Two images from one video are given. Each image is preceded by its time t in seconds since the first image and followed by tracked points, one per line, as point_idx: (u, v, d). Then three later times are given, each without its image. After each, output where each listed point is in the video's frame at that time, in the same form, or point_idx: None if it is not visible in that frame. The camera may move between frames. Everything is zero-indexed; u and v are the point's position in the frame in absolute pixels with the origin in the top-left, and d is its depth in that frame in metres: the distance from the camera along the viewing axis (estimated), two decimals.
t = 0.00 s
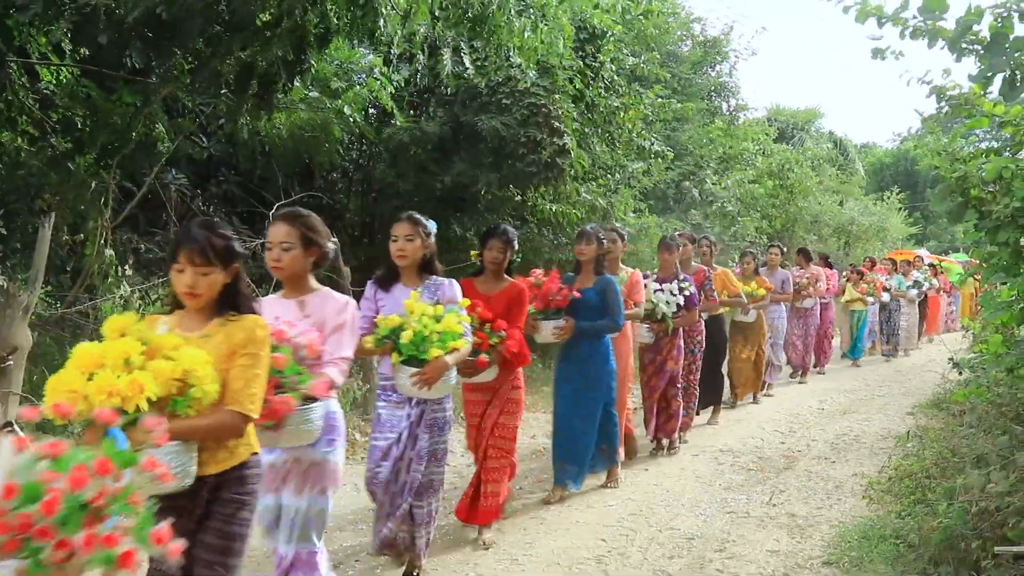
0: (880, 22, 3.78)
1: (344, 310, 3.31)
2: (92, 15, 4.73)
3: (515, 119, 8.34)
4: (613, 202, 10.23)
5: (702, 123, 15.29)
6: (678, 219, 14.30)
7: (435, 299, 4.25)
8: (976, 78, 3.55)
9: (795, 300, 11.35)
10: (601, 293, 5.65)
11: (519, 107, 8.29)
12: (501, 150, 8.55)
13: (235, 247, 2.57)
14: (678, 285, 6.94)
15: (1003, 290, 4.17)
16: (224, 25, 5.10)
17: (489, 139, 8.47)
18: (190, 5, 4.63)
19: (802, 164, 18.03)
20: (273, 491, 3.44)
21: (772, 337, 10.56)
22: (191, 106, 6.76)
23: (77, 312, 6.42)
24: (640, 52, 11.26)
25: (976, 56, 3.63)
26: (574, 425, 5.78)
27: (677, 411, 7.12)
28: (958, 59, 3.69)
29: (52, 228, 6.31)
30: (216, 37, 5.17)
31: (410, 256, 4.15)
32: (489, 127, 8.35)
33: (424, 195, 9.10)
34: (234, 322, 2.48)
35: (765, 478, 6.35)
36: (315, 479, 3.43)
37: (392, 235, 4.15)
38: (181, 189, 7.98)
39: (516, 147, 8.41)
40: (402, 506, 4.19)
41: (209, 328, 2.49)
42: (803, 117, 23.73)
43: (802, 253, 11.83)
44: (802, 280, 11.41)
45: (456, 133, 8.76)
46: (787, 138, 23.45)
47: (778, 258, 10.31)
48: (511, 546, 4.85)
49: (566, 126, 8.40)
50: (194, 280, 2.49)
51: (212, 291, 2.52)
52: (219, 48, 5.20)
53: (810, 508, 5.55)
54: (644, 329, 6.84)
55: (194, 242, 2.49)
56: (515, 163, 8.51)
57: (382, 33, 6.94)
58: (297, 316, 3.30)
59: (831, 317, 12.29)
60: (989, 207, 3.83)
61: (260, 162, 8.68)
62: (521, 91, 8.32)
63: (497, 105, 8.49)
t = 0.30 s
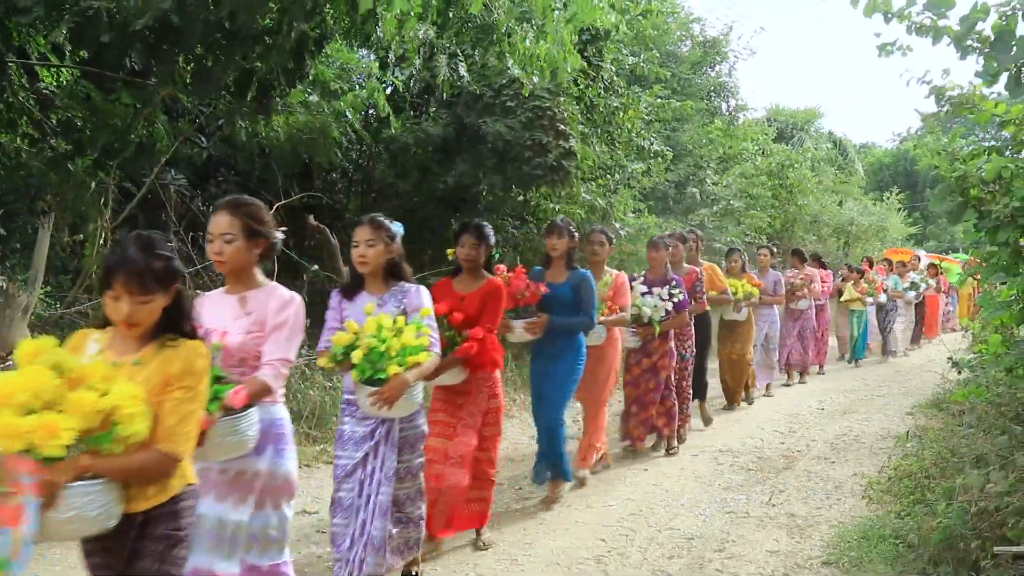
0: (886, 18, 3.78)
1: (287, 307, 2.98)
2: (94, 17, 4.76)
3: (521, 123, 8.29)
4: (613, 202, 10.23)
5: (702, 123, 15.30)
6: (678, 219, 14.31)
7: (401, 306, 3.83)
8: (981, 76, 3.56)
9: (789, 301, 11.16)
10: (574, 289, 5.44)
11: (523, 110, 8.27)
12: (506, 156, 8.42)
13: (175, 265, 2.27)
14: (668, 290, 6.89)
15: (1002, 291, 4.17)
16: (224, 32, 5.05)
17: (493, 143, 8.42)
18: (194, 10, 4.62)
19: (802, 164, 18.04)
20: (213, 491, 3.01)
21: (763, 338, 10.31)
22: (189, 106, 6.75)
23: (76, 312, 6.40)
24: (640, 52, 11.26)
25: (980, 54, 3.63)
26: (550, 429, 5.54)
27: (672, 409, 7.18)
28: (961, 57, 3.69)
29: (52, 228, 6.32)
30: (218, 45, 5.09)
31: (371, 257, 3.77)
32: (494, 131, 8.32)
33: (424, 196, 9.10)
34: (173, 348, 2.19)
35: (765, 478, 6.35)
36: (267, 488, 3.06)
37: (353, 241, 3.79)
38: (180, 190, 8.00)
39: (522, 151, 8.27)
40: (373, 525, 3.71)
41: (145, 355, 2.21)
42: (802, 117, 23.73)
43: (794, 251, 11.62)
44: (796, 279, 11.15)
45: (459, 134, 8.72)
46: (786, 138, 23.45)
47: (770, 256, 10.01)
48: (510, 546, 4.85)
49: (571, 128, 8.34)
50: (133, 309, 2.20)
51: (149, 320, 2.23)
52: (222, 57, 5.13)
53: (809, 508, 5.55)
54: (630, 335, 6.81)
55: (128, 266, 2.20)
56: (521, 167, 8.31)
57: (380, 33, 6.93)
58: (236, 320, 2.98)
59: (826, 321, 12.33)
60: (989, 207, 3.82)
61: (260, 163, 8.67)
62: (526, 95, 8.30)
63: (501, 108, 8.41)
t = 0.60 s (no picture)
0: (892, 15, 3.80)
1: (212, 313, 2.77)
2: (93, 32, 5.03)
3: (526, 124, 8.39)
4: (612, 203, 10.24)
5: (701, 123, 15.29)
6: (677, 219, 14.29)
7: (357, 302, 3.63)
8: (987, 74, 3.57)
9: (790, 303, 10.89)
10: (547, 296, 5.22)
11: (529, 113, 8.41)
12: (511, 157, 8.51)
13: (74, 249, 2.14)
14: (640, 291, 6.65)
15: (1002, 291, 4.17)
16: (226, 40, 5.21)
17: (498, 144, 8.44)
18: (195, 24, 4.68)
19: (801, 165, 18.03)
20: (129, 532, 2.71)
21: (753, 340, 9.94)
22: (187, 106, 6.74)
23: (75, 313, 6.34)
24: (640, 52, 11.26)
25: (984, 52, 3.64)
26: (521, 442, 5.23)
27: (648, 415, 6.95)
28: (967, 55, 3.70)
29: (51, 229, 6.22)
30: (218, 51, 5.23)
31: (325, 252, 3.56)
32: (500, 133, 8.36)
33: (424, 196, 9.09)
34: (78, 342, 2.09)
35: (764, 478, 6.36)
36: (193, 512, 2.79)
37: (304, 229, 3.58)
38: (180, 191, 7.97)
39: (528, 152, 8.38)
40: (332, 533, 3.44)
41: (48, 348, 2.10)
42: (802, 117, 23.72)
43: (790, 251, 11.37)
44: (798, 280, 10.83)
45: (462, 135, 8.73)
46: (785, 139, 23.43)
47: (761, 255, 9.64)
48: (509, 547, 4.85)
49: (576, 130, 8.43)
50: (20, 295, 2.08)
51: (44, 305, 2.10)
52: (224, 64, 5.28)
53: (808, 508, 5.54)
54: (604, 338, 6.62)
55: (13, 250, 2.05)
56: (528, 168, 8.47)
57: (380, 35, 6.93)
58: (156, 324, 2.74)
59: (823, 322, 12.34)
60: (988, 207, 3.82)
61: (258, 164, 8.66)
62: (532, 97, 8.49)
63: (505, 110, 8.53)
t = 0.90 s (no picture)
0: (897, 13, 3.80)
1: (139, 312, 2.70)
2: (99, 39, 5.00)
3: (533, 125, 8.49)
4: (611, 203, 10.25)
5: (700, 123, 15.30)
6: (677, 219, 14.29)
7: (312, 311, 3.30)
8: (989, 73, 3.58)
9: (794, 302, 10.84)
10: (513, 300, 4.86)
11: (534, 113, 8.55)
12: (517, 158, 8.62)
13: None
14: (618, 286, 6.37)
15: (1003, 291, 4.17)
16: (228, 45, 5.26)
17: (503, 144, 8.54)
18: (198, 27, 4.87)
19: (801, 165, 18.03)
20: (42, 538, 2.56)
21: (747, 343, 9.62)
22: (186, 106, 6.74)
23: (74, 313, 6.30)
24: (640, 53, 11.27)
25: (988, 51, 3.64)
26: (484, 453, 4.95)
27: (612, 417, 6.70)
28: (970, 53, 3.70)
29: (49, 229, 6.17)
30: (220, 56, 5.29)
31: (279, 257, 3.22)
32: (505, 133, 8.43)
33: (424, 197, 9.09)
34: None
35: (763, 478, 6.36)
36: (118, 521, 2.65)
37: (257, 234, 3.24)
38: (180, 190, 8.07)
39: (533, 153, 8.49)
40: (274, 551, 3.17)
41: None
42: (801, 117, 23.72)
43: (791, 250, 11.22)
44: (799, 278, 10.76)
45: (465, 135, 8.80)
46: (785, 139, 23.43)
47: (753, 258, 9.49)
48: (509, 547, 4.84)
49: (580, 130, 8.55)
50: None
51: None
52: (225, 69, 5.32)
53: (808, 508, 5.54)
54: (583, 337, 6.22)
55: None
56: (534, 168, 8.55)
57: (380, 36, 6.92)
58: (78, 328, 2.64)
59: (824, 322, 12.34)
60: (988, 207, 3.83)
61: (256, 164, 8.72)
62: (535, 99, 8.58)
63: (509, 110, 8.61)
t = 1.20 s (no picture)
0: (888, 20, 3.80)
1: (33, 329, 2.12)
2: (105, 37, 5.07)
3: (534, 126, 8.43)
4: (611, 203, 10.25)
5: (700, 123, 15.30)
6: (676, 219, 14.29)
7: (253, 306, 2.72)
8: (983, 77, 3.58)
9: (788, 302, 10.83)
10: (475, 300, 4.61)
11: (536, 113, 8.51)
12: (518, 157, 8.61)
13: None
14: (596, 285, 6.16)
15: (1002, 292, 4.17)
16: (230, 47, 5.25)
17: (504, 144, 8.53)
18: (203, 28, 4.95)
19: (801, 165, 18.03)
20: None
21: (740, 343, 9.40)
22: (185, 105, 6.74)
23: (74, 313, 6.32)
24: (639, 53, 11.26)
25: (981, 55, 3.65)
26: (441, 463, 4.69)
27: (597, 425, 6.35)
28: (964, 57, 3.70)
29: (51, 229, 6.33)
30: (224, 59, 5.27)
31: (217, 248, 2.71)
32: (507, 133, 8.42)
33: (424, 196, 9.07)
34: None
35: (763, 478, 6.36)
36: None
37: (195, 221, 2.75)
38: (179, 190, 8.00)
39: (536, 152, 8.47)
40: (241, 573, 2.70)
41: None
42: (801, 117, 23.72)
43: (791, 249, 11.15)
44: (793, 279, 10.78)
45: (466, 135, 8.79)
46: (785, 138, 23.43)
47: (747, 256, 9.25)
48: (508, 547, 4.84)
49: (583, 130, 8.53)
50: None
51: None
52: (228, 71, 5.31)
53: (808, 508, 5.54)
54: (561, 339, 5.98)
55: None
56: (537, 168, 8.50)
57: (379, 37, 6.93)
58: None
59: (824, 322, 12.32)
60: (988, 206, 3.82)
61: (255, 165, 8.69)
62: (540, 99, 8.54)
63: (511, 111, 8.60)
